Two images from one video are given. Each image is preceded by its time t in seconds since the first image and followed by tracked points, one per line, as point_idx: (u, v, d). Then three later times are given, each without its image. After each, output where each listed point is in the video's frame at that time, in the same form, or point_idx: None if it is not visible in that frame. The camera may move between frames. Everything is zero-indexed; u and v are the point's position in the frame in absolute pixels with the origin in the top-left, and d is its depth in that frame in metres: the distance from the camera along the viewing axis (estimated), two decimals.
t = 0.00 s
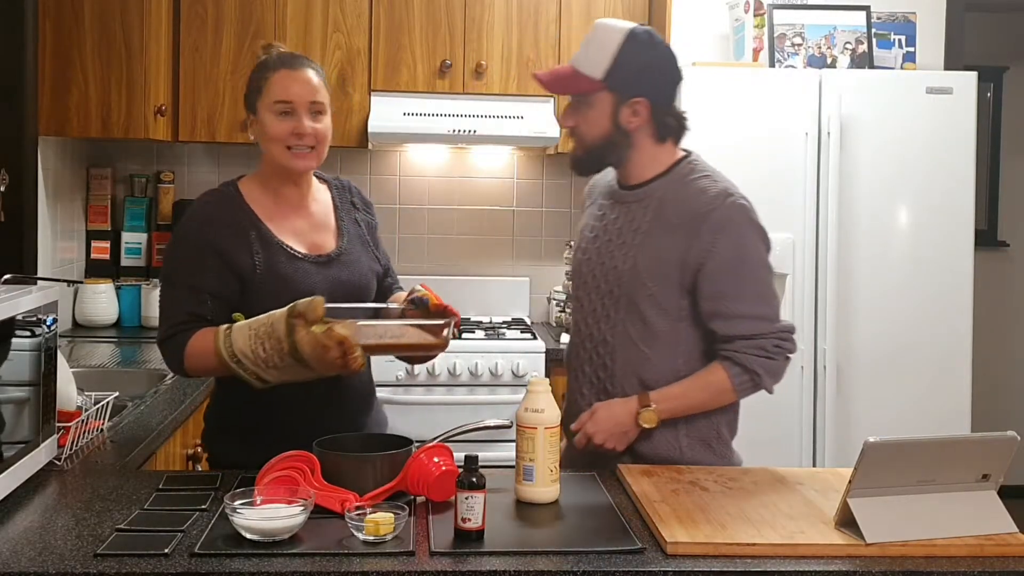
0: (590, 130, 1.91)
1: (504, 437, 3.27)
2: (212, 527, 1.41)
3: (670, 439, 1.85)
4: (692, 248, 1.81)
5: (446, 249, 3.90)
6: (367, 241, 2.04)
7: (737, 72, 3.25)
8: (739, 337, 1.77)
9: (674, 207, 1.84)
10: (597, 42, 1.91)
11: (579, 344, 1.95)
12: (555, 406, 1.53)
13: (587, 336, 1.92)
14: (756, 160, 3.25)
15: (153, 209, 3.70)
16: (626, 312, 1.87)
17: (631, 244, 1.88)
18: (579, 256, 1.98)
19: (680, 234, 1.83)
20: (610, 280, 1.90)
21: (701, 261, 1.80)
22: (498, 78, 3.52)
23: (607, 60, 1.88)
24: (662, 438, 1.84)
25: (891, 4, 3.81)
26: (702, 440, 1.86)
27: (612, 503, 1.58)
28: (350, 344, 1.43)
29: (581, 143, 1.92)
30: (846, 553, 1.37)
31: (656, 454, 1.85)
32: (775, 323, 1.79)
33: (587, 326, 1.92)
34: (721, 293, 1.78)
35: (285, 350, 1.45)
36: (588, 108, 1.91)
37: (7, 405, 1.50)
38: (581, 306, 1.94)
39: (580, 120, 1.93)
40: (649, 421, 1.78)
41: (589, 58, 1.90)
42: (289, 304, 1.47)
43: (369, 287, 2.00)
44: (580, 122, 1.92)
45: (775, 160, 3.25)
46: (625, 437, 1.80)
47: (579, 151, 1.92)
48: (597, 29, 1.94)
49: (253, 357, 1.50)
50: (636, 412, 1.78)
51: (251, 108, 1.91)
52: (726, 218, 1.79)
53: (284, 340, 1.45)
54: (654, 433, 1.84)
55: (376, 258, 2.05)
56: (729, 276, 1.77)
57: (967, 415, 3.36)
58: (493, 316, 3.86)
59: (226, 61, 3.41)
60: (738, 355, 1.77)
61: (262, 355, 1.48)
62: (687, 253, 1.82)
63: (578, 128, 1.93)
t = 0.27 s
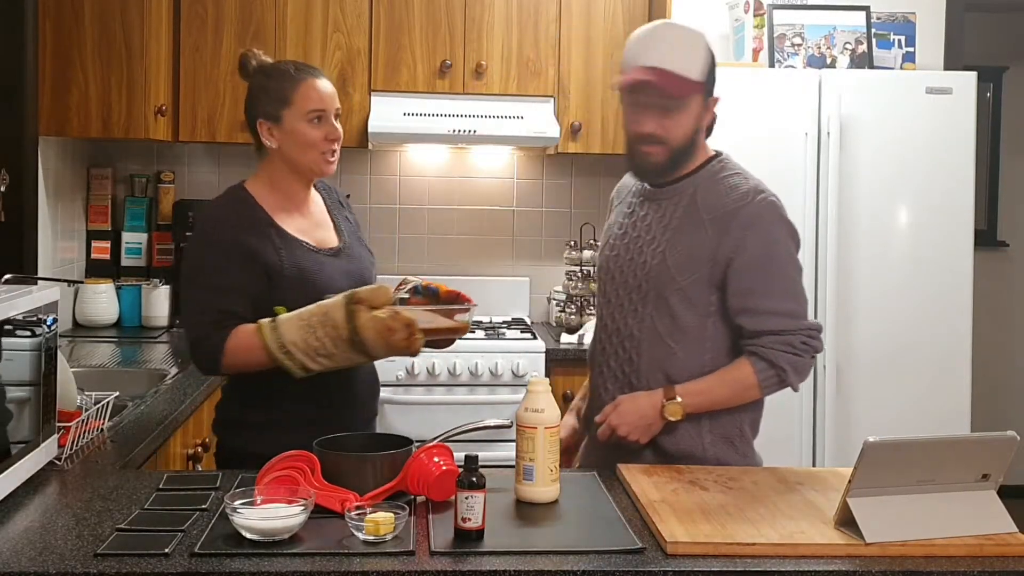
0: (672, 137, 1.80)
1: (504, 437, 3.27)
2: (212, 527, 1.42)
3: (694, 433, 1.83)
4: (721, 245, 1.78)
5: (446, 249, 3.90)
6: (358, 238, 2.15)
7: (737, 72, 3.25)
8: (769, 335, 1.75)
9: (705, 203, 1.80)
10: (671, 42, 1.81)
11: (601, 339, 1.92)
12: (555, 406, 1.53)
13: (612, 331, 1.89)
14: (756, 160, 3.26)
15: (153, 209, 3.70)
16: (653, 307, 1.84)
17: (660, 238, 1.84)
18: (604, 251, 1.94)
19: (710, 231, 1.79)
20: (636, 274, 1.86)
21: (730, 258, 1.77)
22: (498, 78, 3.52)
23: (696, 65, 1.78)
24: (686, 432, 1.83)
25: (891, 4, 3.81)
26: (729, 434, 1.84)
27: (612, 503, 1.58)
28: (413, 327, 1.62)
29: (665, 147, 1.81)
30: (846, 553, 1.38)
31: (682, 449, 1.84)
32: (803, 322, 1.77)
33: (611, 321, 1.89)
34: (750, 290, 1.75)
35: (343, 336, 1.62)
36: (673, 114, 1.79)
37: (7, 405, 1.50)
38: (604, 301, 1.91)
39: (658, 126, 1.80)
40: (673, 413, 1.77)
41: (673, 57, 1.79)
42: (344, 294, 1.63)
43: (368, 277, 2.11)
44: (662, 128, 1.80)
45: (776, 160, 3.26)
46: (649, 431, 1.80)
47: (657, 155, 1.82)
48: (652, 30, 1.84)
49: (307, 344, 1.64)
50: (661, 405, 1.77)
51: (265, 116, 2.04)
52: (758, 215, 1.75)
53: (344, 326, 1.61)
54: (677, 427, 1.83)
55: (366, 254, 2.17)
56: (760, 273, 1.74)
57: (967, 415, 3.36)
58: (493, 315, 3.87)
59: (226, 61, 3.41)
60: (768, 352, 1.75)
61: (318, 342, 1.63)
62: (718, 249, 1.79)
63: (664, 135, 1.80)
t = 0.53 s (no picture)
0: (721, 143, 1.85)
1: (504, 437, 3.27)
2: (213, 527, 1.41)
3: (708, 425, 1.87)
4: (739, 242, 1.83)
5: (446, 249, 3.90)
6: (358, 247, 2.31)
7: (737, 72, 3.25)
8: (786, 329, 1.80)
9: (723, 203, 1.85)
10: (709, 46, 1.81)
11: (613, 335, 1.94)
12: (555, 406, 1.53)
13: (626, 328, 1.92)
14: (756, 160, 3.25)
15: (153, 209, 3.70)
16: (671, 304, 1.87)
17: (677, 236, 1.88)
18: (613, 249, 1.96)
19: (728, 229, 1.84)
20: (653, 271, 1.89)
21: (751, 256, 1.82)
22: (498, 78, 3.52)
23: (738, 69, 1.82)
24: (700, 425, 1.87)
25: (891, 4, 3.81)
26: (739, 426, 1.90)
27: (613, 503, 1.58)
28: (474, 315, 1.81)
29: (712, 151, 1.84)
30: (846, 553, 1.37)
31: (695, 441, 1.88)
32: (813, 318, 1.83)
33: (625, 317, 1.92)
34: (770, 287, 1.80)
35: (410, 325, 1.78)
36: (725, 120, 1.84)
37: (7, 405, 1.51)
38: (618, 298, 1.93)
39: (712, 132, 1.83)
40: (688, 405, 1.80)
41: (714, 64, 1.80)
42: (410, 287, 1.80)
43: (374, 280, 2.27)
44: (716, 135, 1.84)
45: (776, 160, 3.25)
46: (659, 422, 1.82)
47: (707, 159, 1.85)
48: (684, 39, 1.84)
49: (377, 335, 1.80)
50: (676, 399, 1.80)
51: (314, 128, 2.13)
52: (777, 215, 1.82)
53: (413, 317, 1.77)
54: (691, 419, 1.87)
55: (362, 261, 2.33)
56: (778, 271, 1.80)
57: (968, 415, 3.36)
58: (493, 316, 3.87)
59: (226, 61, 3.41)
60: (780, 347, 1.80)
61: (388, 332, 1.79)
62: (736, 247, 1.84)
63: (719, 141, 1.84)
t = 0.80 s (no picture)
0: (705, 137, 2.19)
1: (504, 437, 3.27)
2: (213, 527, 1.42)
3: (708, 410, 2.06)
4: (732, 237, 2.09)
5: (446, 249, 3.89)
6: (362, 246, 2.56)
7: (737, 71, 3.25)
8: (778, 313, 2.03)
9: (712, 201, 2.12)
10: (693, 42, 2.19)
11: (616, 331, 2.13)
12: (555, 406, 1.53)
13: (630, 322, 2.12)
14: (756, 159, 3.25)
15: (153, 209, 3.70)
16: (674, 296, 2.10)
17: (674, 233, 2.12)
18: (606, 248, 2.15)
19: (721, 225, 2.10)
20: (654, 268, 2.12)
21: (743, 247, 2.08)
22: (498, 78, 3.52)
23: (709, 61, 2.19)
24: (701, 409, 2.06)
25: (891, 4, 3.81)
26: (740, 413, 2.08)
27: (612, 503, 1.58)
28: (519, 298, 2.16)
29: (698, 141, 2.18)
30: (846, 553, 1.38)
31: (696, 426, 2.06)
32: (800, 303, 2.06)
33: (628, 312, 2.12)
34: (763, 275, 2.05)
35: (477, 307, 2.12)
36: (704, 113, 2.21)
37: (7, 404, 1.51)
38: (618, 295, 2.13)
39: (696, 122, 2.20)
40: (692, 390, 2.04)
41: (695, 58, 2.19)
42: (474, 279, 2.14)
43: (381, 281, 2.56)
44: (699, 128, 2.19)
45: (776, 160, 3.25)
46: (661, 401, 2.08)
47: (691, 151, 2.18)
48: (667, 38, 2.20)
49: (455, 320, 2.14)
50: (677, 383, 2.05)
51: (363, 128, 2.48)
52: (762, 209, 2.11)
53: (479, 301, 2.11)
54: (692, 404, 2.06)
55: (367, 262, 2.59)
56: (767, 260, 2.06)
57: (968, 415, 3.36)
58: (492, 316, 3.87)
59: (226, 61, 3.41)
60: (773, 330, 2.02)
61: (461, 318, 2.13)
62: (729, 240, 2.09)
63: (700, 133, 2.19)
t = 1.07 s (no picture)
0: (668, 122, 2.00)
1: (504, 437, 3.27)
2: (213, 527, 1.42)
3: (709, 402, 1.99)
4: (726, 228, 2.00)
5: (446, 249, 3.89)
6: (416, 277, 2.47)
7: (737, 72, 3.25)
8: (772, 302, 1.99)
9: (701, 195, 2.01)
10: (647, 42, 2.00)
11: (614, 335, 2.03)
12: (555, 406, 1.53)
13: (628, 325, 2.02)
14: (755, 160, 3.25)
15: (153, 209, 3.70)
16: (672, 293, 2.00)
17: (666, 230, 2.01)
18: (596, 250, 2.04)
19: (712, 219, 2.00)
20: (648, 267, 2.01)
21: (736, 239, 2.00)
22: (498, 78, 3.52)
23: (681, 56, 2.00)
24: (703, 402, 1.98)
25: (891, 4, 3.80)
26: (739, 405, 2.02)
27: (612, 503, 1.58)
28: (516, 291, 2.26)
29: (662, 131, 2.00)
30: (846, 553, 1.38)
31: (697, 419, 1.98)
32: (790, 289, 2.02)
33: (626, 312, 2.02)
34: (758, 266, 1.99)
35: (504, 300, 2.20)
36: (666, 99, 2.01)
37: (8, 404, 1.51)
38: (613, 297, 2.02)
39: (656, 108, 2.00)
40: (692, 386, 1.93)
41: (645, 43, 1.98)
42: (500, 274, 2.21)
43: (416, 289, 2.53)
44: (659, 112, 2.00)
45: (776, 160, 3.25)
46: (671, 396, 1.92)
47: (655, 140, 2.00)
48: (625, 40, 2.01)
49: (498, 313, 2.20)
50: (687, 376, 1.92)
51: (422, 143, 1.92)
52: (750, 200, 2.01)
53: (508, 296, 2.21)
54: (694, 396, 1.98)
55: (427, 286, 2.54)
56: (762, 249, 2.00)
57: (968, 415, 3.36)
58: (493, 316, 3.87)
59: (226, 61, 3.41)
60: (771, 318, 1.97)
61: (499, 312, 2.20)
62: (722, 232, 2.00)
63: (662, 119, 2.00)
